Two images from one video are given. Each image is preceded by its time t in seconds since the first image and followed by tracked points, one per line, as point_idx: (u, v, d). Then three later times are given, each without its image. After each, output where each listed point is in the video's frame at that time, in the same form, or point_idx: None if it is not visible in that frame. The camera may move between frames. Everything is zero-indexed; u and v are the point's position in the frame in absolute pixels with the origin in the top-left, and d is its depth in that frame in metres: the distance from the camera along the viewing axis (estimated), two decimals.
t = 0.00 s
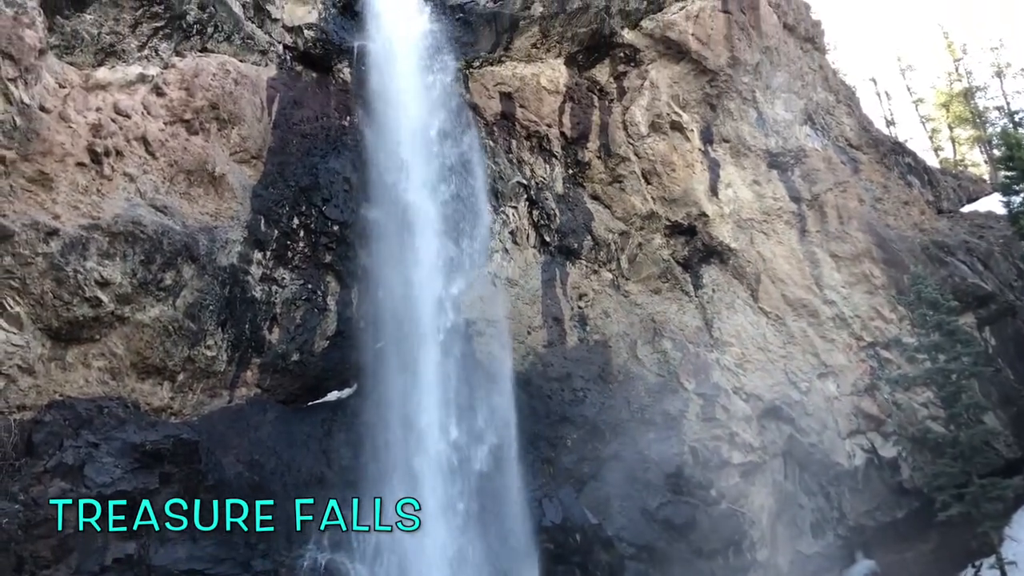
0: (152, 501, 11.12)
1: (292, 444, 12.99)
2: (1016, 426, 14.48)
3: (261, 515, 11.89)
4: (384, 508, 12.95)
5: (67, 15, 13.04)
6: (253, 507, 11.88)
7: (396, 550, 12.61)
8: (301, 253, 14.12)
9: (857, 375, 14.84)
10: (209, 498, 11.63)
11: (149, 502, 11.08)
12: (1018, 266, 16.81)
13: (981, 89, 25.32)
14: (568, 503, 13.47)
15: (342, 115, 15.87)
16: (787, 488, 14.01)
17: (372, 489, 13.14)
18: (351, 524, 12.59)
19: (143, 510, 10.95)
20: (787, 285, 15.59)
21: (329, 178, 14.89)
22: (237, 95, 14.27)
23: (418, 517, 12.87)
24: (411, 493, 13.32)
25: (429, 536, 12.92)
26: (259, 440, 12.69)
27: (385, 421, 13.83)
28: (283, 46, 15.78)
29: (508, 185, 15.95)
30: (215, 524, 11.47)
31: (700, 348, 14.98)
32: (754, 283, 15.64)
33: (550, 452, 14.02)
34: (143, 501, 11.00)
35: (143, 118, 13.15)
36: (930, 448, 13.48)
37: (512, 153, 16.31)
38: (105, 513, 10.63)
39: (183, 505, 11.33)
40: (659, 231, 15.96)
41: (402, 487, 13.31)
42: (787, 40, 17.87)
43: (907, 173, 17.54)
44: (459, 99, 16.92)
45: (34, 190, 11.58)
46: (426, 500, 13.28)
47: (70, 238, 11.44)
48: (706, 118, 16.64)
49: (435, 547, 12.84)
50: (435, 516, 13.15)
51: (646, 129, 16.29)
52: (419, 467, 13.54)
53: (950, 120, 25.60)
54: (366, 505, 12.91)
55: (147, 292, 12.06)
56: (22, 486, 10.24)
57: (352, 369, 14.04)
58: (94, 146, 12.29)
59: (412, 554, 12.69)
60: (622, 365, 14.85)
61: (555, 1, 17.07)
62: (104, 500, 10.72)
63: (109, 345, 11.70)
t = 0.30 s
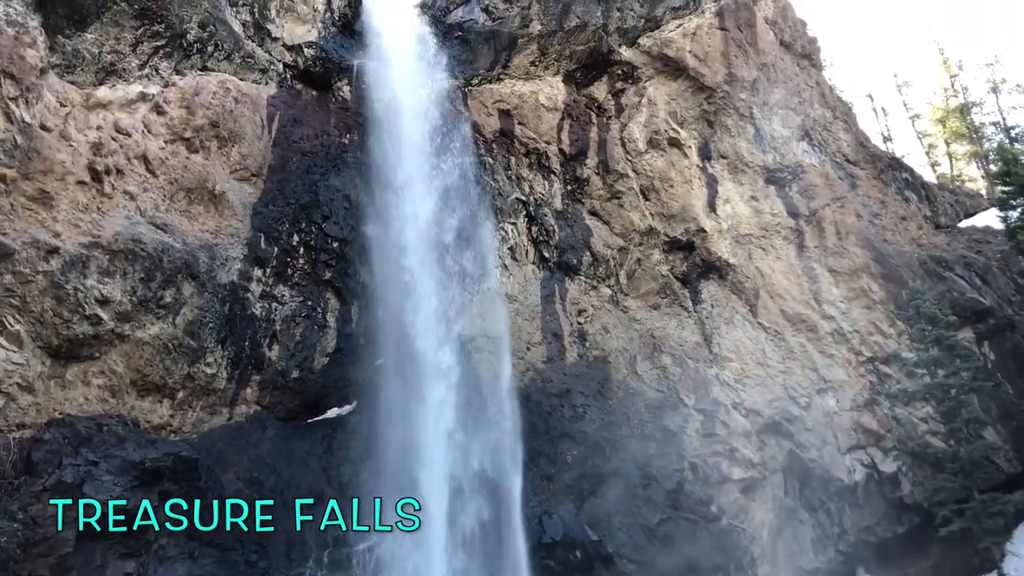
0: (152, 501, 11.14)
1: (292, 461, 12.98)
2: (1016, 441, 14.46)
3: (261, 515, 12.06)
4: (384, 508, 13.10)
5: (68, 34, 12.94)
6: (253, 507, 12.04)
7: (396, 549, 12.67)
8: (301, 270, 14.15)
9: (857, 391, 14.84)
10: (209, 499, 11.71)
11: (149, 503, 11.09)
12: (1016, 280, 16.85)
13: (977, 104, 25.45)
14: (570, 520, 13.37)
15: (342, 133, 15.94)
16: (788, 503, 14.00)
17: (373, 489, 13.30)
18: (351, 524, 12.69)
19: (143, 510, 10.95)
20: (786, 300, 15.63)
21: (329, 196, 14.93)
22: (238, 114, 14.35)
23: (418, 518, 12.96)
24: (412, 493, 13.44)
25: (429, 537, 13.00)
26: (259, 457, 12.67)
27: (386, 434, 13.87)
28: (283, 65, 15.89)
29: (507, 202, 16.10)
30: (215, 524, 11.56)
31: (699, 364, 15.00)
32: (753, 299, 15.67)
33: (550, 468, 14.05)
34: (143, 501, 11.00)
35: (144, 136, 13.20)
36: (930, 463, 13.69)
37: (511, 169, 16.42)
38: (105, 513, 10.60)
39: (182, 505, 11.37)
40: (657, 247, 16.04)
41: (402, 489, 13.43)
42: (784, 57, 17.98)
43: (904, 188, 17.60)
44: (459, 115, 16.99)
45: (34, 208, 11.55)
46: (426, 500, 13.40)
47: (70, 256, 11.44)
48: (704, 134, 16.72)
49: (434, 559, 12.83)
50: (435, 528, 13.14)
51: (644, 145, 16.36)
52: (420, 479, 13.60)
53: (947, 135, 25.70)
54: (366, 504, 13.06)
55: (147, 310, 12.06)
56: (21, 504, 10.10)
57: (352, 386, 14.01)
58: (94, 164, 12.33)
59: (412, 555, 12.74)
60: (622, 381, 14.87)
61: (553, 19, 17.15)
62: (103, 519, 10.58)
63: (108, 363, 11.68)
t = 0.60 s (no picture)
0: (152, 501, 11.28)
1: (287, 479, 12.91)
2: (1012, 455, 14.45)
3: (261, 515, 12.30)
4: (384, 508, 13.33)
5: (63, 52, 12.89)
6: (253, 507, 12.26)
7: (396, 548, 12.95)
8: (296, 286, 14.16)
9: (853, 406, 14.84)
10: (209, 499, 11.90)
11: (149, 502, 11.23)
12: (1010, 293, 16.88)
13: (969, 119, 25.60)
14: (566, 534, 13.45)
15: (337, 149, 16.00)
16: (784, 518, 13.97)
17: (372, 489, 13.49)
18: (351, 524, 12.97)
19: (143, 510, 11.11)
20: (781, 315, 15.67)
21: (324, 212, 15.00)
22: (232, 130, 14.38)
23: (418, 518, 13.15)
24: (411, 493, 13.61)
25: (428, 538, 13.21)
26: (254, 475, 12.59)
27: (382, 446, 13.91)
28: (278, 81, 15.93)
29: (502, 217, 16.06)
30: (215, 524, 11.81)
31: (695, 379, 14.99)
32: (748, 313, 15.69)
33: (546, 484, 14.03)
34: (143, 501, 11.15)
35: (139, 153, 13.18)
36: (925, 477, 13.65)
37: (506, 185, 16.49)
38: (105, 513, 10.72)
39: (182, 506, 11.55)
40: (652, 262, 16.04)
41: (401, 487, 13.62)
42: (777, 73, 18.07)
43: (898, 203, 17.63)
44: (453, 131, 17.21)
45: (28, 226, 11.51)
46: (425, 500, 13.60)
47: (65, 273, 11.35)
48: (698, 149, 16.82)
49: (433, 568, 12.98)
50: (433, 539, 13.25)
51: (638, 161, 16.42)
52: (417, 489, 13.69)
53: (940, 150, 25.85)
54: (366, 505, 13.28)
55: (142, 326, 12.01)
56: (13, 524, 10.05)
57: (346, 402, 13.99)
58: (89, 181, 12.28)
59: (411, 553, 12.98)
60: (618, 397, 14.84)
61: (547, 35, 17.32)
62: (96, 537, 10.64)
63: (102, 380, 11.58)
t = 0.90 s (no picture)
0: (152, 501, 11.34)
1: (282, 494, 12.81)
2: (1008, 467, 14.43)
3: (261, 515, 12.32)
4: (384, 508, 13.46)
5: (58, 68, 12.82)
6: (253, 507, 12.29)
7: (396, 548, 13.08)
8: (290, 301, 14.14)
9: (848, 418, 14.84)
10: (208, 499, 11.95)
11: (149, 502, 11.29)
12: (1004, 305, 16.92)
13: (961, 132, 25.76)
14: (563, 551, 13.29)
15: (331, 164, 16.00)
16: (781, 532, 13.89)
17: (372, 489, 13.61)
18: (351, 524, 13.06)
19: (143, 510, 11.16)
20: (776, 328, 15.69)
21: (319, 227, 15.00)
22: (227, 146, 14.38)
23: (418, 518, 13.36)
24: (411, 493, 13.79)
25: (428, 538, 13.40)
26: (249, 490, 12.51)
27: (379, 451, 13.97)
28: (273, 97, 15.96)
29: (497, 231, 16.12)
30: (215, 524, 11.82)
31: (690, 393, 14.98)
32: (743, 326, 15.71)
33: (542, 499, 13.97)
34: (144, 501, 11.22)
35: (133, 169, 13.19)
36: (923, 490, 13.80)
37: (501, 199, 16.51)
38: (106, 513, 10.80)
39: (183, 505, 11.61)
40: (647, 275, 16.06)
41: (400, 488, 13.78)
42: (770, 87, 18.16)
43: (892, 216, 17.67)
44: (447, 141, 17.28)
45: (22, 241, 11.50)
46: (425, 500, 13.79)
47: (59, 288, 11.32)
48: (691, 163, 16.88)
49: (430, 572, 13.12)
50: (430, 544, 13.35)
51: (633, 175, 16.48)
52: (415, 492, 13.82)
53: (932, 163, 26.00)
54: (365, 505, 13.38)
55: (136, 342, 11.98)
56: (5, 542, 9.98)
57: (341, 418, 13.92)
58: (84, 198, 12.27)
59: (411, 553, 13.13)
60: (614, 411, 14.81)
61: (541, 51, 17.34)
62: (89, 554, 10.59)
63: (96, 397, 11.56)
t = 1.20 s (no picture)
0: (152, 502, 11.49)
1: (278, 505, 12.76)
2: (1003, 475, 14.46)
3: (261, 515, 12.43)
4: (384, 508, 13.51)
5: (53, 79, 12.91)
6: (253, 507, 12.43)
7: (396, 548, 13.12)
8: (286, 311, 14.11)
9: (844, 427, 14.84)
10: (208, 499, 12.10)
11: (149, 503, 11.45)
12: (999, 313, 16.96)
13: (955, 141, 25.88)
14: (558, 560, 13.43)
15: (327, 174, 16.02)
16: (778, 541, 13.85)
17: (372, 489, 13.67)
18: (351, 524, 13.13)
19: (143, 510, 11.31)
20: (772, 336, 15.70)
21: (314, 237, 14.98)
22: (222, 156, 14.38)
23: (418, 518, 13.43)
24: (411, 493, 13.86)
25: (428, 537, 13.45)
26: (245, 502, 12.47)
27: (377, 455, 14.03)
28: (268, 107, 16.01)
29: (493, 241, 16.23)
30: (215, 524, 11.92)
31: (687, 402, 14.95)
32: (739, 335, 15.71)
33: (539, 509, 13.93)
34: (143, 501, 11.38)
35: (128, 179, 13.18)
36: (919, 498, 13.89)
37: (496, 209, 16.56)
38: (106, 513, 10.95)
39: (182, 506, 11.73)
40: (643, 284, 16.09)
41: (400, 487, 13.85)
42: (764, 96, 18.22)
43: (886, 224, 17.72)
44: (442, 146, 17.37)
45: (16, 253, 11.47)
46: (425, 500, 13.84)
47: (54, 299, 11.31)
48: (686, 172, 16.92)
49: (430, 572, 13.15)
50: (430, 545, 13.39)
51: (628, 184, 16.50)
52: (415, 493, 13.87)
53: (926, 171, 26.10)
54: (365, 505, 13.44)
55: (131, 353, 11.93)
56: None
57: (337, 428, 13.89)
58: (79, 209, 12.25)
59: (412, 553, 13.17)
60: (610, 420, 14.78)
61: (536, 61, 17.31)
62: (84, 567, 10.59)
63: (91, 408, 11.51)
